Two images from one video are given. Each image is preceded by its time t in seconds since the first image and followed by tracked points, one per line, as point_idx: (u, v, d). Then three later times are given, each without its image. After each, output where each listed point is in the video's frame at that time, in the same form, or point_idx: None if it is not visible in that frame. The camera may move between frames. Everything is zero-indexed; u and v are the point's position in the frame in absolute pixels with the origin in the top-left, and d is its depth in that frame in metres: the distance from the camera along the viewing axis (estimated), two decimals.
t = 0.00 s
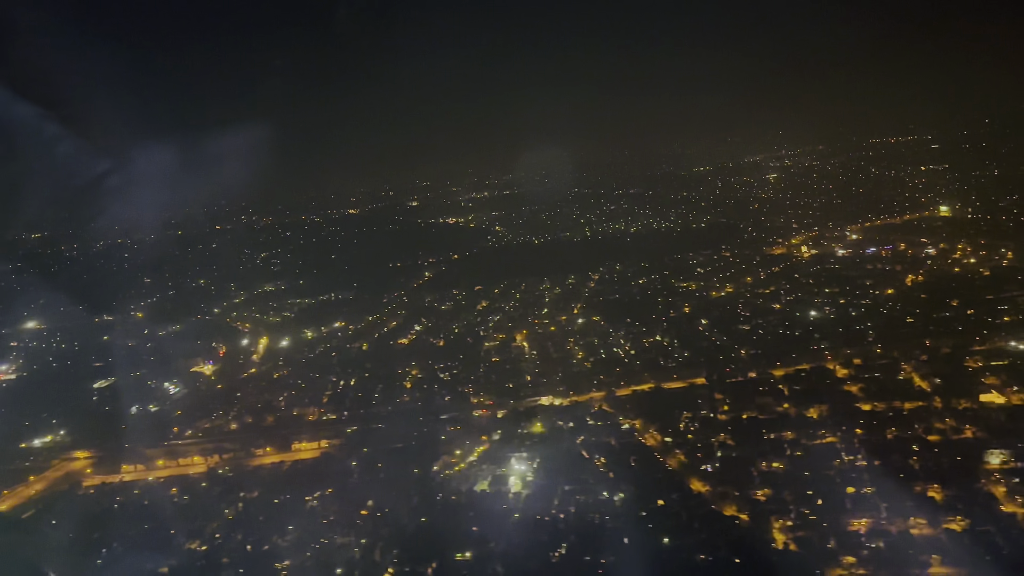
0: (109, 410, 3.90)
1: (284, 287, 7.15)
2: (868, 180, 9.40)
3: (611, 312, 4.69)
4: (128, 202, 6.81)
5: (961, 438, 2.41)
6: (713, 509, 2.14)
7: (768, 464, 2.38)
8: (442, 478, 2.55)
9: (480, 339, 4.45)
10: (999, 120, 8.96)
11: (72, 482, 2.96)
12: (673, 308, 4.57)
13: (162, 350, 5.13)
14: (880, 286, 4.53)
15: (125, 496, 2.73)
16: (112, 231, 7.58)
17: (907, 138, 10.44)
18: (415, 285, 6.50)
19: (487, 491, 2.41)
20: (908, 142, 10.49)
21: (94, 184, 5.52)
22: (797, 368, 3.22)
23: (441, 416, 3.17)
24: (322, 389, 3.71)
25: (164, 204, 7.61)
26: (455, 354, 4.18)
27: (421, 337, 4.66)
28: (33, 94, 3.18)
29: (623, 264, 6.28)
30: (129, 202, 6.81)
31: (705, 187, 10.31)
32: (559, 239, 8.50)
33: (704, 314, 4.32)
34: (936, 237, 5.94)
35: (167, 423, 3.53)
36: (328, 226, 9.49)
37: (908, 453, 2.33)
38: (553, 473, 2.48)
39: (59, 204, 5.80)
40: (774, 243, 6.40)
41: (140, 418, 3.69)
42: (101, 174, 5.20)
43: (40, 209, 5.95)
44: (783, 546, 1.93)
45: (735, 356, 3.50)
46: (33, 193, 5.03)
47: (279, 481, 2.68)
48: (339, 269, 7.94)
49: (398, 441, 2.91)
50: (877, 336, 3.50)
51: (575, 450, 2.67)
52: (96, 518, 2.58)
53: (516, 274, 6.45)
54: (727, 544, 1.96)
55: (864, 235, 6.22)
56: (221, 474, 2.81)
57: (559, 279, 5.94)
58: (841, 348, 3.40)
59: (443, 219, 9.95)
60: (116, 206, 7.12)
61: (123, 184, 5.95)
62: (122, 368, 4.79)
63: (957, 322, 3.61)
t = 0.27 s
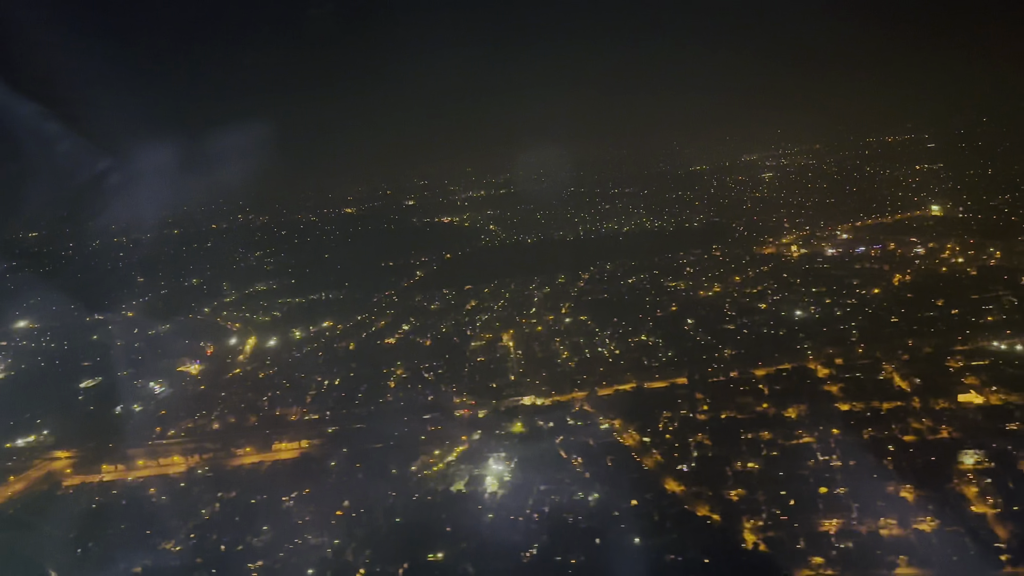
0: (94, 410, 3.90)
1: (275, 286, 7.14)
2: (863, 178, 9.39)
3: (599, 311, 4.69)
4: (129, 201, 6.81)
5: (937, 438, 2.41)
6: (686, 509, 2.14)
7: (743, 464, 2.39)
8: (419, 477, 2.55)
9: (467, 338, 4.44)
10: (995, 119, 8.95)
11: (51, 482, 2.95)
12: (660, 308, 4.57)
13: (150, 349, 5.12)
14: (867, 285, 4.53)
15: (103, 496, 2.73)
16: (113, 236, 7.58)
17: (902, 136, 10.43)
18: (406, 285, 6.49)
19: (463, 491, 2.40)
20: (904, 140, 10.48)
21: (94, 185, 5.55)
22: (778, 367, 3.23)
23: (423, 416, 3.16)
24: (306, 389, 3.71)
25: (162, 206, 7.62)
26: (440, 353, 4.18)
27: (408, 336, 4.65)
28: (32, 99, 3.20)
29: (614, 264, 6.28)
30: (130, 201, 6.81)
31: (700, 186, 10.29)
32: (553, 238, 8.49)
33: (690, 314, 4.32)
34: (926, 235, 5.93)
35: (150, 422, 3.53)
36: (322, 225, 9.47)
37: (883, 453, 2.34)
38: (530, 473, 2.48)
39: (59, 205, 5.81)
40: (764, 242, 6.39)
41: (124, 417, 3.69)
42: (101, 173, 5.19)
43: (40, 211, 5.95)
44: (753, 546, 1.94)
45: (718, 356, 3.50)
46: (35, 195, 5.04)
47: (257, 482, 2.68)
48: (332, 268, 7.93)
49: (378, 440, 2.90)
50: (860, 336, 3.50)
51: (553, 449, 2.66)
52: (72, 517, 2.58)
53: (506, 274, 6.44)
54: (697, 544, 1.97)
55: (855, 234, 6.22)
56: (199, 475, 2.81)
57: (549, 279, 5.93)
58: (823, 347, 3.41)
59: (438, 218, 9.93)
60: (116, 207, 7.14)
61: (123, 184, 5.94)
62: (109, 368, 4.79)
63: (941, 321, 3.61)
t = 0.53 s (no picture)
0: (79, 409, 3.90)
1: (267, 285, 7.13)
2: (857, 177, 9.39)
3: (586, 311, 4.69)
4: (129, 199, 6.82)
5: (913, 438, 2.41)
6: (659, 509, 2.14)
7: (719, 464, 2.39)
8: (396, 477, 2.54)
9: (453, 338, 4.44)
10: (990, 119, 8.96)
11: (31, 482, 2.95)
12: (647, 309, 4.57)
13: (138, 348, 5.12)
14: (853, 285, 4.53)
15: (81, 496, 2.74)
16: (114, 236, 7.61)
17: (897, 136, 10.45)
18: (397, 284, 6.49)
19: (439, 491, 2.40)
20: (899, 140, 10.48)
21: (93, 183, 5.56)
22: (760, 368, 3.23)
23: (405, 416, 3.16)
24: (290, 389, 3.71)
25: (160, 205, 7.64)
26: (426, 353, 4.18)
27: (395, 336, 4.65)
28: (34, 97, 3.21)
29: (604, 264, 6.27)
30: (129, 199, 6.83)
31: (695, 185, 10.29)
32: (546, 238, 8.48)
33: (676, 314, 4.32)
34: (916, 235, 5.94)
35: (133, 423, 3.54)
36: (316, 223, 9.46)
37: (858, 454, 2.34)
38: (506, 473, 2.48)
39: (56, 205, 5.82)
40: (755, 242, 6.40)
41: (108, 417, 3.69)
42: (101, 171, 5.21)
43: (40, 210, 5.97)
44: (723, 547, 1.94)
45: (701, 356, 3.51)
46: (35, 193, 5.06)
47: (236, 481, 2.69)
48: (324, 267, 7.92)
49: (358, 441, 2.90)
50: (843, 336, 3.50)
51: (531, 450, 2.66)
52: (49, 516, 2.59)
53: (497, 273, 6.44)
54: (668, 544, 1.97)
55: (846, 234, 6.22)
56: (178, 474, 2.82)
57: (539, 279, 5.93)
58: (806, 347, 3.41)
59: (432, 217, 9.92)
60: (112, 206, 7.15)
61: (122, 181, 5.97)
62: (96, 367, 4.79)
63: (924, 322, 3.61)
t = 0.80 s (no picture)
0: (64, 410, 3.90)
1: (259, 284, 7.12)
2: (851, 176, 9.39)
3: (573, 311, 4.69)
4: (130, 200, 6.83)
5: (888, 438, 2.41)
6: (631, 510, 2.15)
7: (694, 465, 2.39)
8: (373, 477, 2.54)
9: (440, 338, 4.44)
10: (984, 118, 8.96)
11: (10, 482, 2.95)
12: (634, 308, 4.57)
13: (126, 348, 5.13)
14: (840, 285, 4.54)
15: (59, 496, 2.74)
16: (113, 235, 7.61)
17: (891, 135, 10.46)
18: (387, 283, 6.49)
19: (415, 491, 2.40)
20: (893, 139, 10.49)
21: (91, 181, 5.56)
22: (742, 368, 3.23)
23: (387, 416, 3.15)
24: (274, 389, 3.70)
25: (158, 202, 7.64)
26: (411, 352, 4.17)
27: (382, 335, 4.65)
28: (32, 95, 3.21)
29: (594, 263, 6.27)
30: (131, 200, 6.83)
31: (689, 184, 10.28)
32: (539, 237, 8.48)
33: (662, 315, 4.32)
34: (906, 234, 5.94)
35: (116, 423, 3.53)
36: (310, 222, 9.45)
37: (833, 454, 2.34)
38: (483, 474, 2.48)
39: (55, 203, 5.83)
40: (745, 242, 6.40)
41: (91, 417, 3.69)
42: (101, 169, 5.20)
43: (41, 207, 5.98)
44: (693, 547, 1.94)
45: (684, 356, 3.51)
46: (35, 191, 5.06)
47: (214, 481, 2.68)
48: (317, 266, 7.89)
49: (338, 441, 2.90)
50: (826, 335, 3.50)
51: (509, 450, 2.66)
52: (26, 515, 2.59)
53: (487, 273, 6.44)
54: (637, 544, 1.97)
55: (836, 233, 6.22)
56: (157, 474, 2.82)
57: (529, 278, 5.93)
58: (788, 347, 3.41)
59: (426, 216, 9.91)
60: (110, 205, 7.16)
61: (123, 180, 5.97)
62: (84, 368, 4.80)
63: (907, 321, 3.61)
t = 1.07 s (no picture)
0: (48, 410, 3.91)
1: (250, 284, 7.10)
2: (845, 177, 9.38)
3: (560, 311, 4.69)
4: (128, 203, 6.78)
5: (864, 439, 2.42)
6: (604, 510, 2.15)
7: (670, 466, 2.39)
8: (350, 478, 2.54)
9: (426, 338, 4.43)
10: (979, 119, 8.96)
11: None
12: (621, 309, 4.56)
13: (114, 347, 5.13)
14: (827, 286, 4.53)
15: (38, 495, 2.74)
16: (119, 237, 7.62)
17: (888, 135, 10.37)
18: (378, 284, 6.48)
19: (391, 492, 2.39)
20: (888, 139, 10.48)
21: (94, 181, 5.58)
22: (724, 369, 3.22)
23: (369, 417, 3.14)
24: (258, 390, 3.70)
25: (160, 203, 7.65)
26: (397, 352, 4.16)
27: (369, 335, 4.64)
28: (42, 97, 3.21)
29: (585, 264, 6.27)
30: (129, 203, 6.78)
31: (684, 184, 10.27)
32: (532, 237, 8.45)
33: (649, 316, 4.32)
34: (896, 234, 5.94)
35: (100, 424, 3.54)
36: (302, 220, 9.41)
37: (808, 455, 2.34)
38: (460, 475, 2.47)
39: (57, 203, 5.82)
40: (735, 243, 6.40)
41: (75, 417, 3.69)
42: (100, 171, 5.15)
43: (41, 210, 5.95)
44: (662, 548, 1.94)
45: (667, 357, 3.51)
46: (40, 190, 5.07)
47: (192, 482, 2.69)
48: (310, 266, 7.81)
49: (318, 442, 2.89)
50: (809, 336, 3.50)
51: (487, 450, 2.65)
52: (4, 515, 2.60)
53: (478, 273, 6.44)
54: (608, 545, 1.97)
55: (827, 234, 6.22)
56: (136, 475, 2.82)
57: (519, 279, 5.93)
58: (771, 348, 3.41)
59: (421, 215, 9.85)
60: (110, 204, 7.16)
61: (122, 181, 5.92)
62: (71, 368, 4.80)
63: (891, 322, 3.61)
